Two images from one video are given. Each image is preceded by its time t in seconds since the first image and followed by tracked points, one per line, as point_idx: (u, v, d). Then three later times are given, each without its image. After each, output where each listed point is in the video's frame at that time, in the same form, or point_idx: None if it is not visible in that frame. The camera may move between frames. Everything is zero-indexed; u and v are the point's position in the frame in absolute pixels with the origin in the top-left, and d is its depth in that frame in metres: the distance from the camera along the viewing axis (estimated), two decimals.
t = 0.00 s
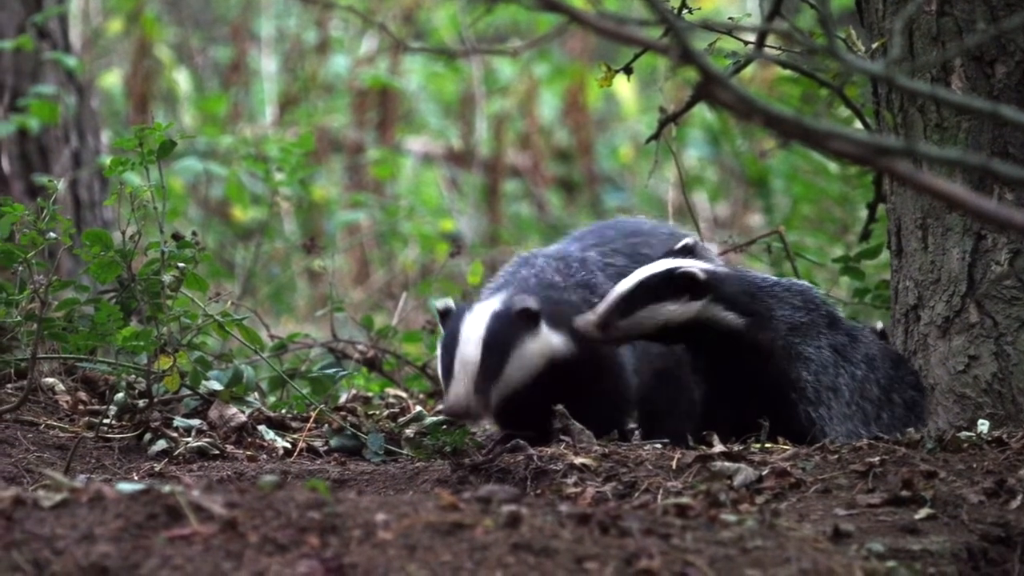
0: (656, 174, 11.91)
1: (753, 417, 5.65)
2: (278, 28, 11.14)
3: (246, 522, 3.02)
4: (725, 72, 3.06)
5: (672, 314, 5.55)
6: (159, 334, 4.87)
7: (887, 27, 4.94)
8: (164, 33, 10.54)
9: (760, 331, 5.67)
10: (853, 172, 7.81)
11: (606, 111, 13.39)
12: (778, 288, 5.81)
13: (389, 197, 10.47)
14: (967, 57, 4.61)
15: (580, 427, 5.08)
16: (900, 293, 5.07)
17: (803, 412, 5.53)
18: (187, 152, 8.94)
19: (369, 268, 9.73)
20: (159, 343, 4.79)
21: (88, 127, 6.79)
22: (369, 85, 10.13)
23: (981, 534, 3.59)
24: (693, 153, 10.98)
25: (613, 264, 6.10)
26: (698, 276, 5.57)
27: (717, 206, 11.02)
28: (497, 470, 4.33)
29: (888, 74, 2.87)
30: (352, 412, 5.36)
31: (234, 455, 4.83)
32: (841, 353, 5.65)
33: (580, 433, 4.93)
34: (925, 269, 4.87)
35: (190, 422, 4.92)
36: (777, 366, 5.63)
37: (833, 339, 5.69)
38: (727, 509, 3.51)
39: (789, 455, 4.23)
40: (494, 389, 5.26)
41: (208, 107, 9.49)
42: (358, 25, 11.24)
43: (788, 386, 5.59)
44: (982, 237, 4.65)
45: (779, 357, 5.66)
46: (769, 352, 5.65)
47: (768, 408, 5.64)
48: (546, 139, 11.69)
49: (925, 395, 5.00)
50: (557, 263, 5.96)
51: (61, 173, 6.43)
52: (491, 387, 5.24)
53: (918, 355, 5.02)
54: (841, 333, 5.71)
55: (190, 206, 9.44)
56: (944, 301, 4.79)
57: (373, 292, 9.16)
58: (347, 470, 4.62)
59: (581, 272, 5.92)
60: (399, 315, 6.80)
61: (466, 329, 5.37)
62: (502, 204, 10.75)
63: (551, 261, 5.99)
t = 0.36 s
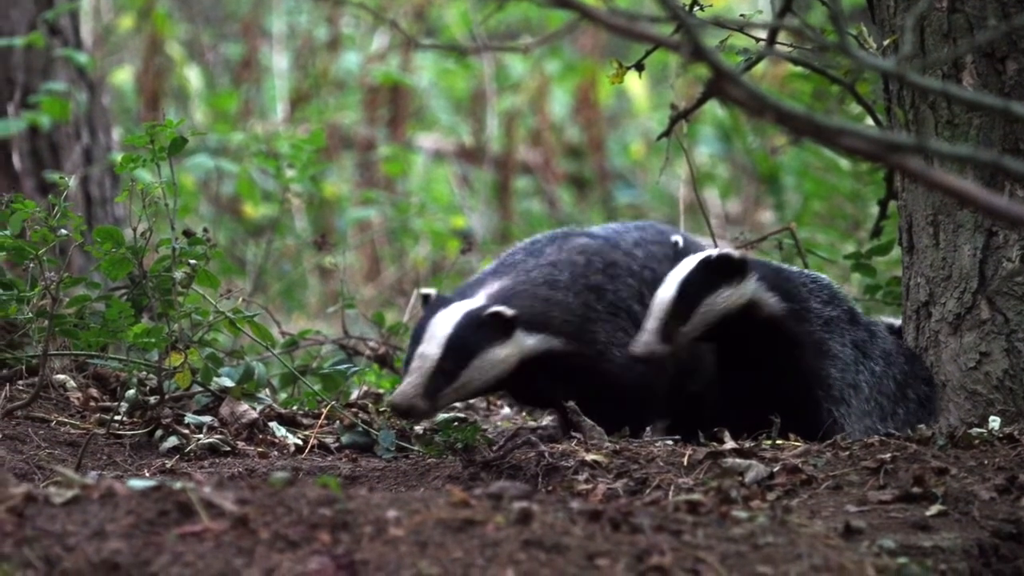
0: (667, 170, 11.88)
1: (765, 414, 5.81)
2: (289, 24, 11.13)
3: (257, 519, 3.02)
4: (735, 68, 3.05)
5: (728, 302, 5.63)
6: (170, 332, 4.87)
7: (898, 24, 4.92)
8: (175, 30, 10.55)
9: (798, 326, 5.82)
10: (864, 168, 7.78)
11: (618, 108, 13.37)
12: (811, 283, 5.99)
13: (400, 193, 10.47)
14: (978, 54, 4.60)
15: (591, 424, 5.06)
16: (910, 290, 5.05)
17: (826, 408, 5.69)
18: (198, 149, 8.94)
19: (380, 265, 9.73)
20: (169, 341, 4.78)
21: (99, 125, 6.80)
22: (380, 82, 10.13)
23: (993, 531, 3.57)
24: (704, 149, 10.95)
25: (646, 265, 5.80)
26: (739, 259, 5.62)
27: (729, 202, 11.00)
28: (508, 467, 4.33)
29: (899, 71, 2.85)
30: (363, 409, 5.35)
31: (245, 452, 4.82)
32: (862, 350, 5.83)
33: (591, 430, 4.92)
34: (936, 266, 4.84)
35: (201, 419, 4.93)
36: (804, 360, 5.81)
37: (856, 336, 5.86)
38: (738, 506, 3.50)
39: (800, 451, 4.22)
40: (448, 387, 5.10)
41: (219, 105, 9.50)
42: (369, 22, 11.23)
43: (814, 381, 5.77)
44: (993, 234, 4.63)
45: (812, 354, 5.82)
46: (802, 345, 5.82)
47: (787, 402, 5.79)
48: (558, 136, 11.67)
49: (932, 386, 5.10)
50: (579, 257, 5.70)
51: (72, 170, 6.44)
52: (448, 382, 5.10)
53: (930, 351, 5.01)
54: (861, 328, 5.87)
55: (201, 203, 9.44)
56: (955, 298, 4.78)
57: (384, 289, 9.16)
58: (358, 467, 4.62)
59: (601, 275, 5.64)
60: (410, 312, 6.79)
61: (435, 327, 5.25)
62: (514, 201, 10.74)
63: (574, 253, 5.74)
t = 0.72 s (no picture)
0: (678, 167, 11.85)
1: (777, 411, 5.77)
2: (300, 21, 11.13)
3: (268, 516, 3.02)
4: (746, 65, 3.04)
5: (753, 309, 5.65)
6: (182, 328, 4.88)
7: (909, 20, 4.90)
8: (186, 26, 10.56)
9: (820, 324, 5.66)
10: (876, 165, 7.76)
11: (629, 104, 13.35)
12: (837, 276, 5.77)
13: (411, 190, 10.47)
14: (990, 50, 4.58)
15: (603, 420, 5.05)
16: (922, 286, 5.04)
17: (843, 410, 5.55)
18: (210, 145, 8.95)
19: (391, 261, 9.72)
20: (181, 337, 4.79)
21: (110, 121, 6.81)
22: (391, 79, 10.13)
23: (1005, 527, 3.54)
24: (715, 146, 10.92)
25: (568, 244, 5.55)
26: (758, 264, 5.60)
27: (740, 199, 10.98)
28: (519, 464, 4.34)
29: (911, 67, 2.84)
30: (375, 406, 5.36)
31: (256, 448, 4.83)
32: (885, 350, 5.55)
33: (603, 426, 4.93)
34: (947, 262, 4.83)
35: (213, 416, 4.93)
36: (824, 358, 5.66)
37: (880, 335, 5.59)
38: (749, 503, 3.49)
39: (812, 448, 4.21)
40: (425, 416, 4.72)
41: (230, 101, 9.50)
42: (380, 18, 11.23)
43: (831, 380, 5.63)
44: (1005, 230, 4.62)
45: (833, 353, 5.65)
46: (824, 343, 5.66)
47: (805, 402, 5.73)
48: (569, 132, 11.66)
49: (950, 382, 5.04)
50: (520, 257, 5.32)
51: (83, 167, 6.45)
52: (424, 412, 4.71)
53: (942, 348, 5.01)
54: (887, 328, 5.59)
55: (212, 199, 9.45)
56: (967, 295, 4.77)
57: (395, 285, 9.16)
58: (370, 465, 4.71)
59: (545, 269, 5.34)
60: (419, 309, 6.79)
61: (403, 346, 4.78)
62: (525, 197, 10.73)
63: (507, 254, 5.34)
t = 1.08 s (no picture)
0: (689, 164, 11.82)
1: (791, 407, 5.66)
2: (311, 18, 11.13)
3: (280, 512, 3.01)
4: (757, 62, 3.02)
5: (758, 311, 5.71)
6: (193, 325, 4.92)
7: (920, 17, 4.88)
8: (197, 23, 10.57)
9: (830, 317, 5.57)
10: (887, 161, 7.73)
11: (640, 102, 13.33)
12: (859, 265, 5.63)
13: (422, 186, 10.46)
14: (1001, 47, 4.56)
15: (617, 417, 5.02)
16: (934, 282, 5.05)
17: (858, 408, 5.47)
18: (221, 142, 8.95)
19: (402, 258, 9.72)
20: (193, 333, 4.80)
21: (121, 118, 6.81)
22: (402, 75, 10.12)
23: (1016, 524, 3.51)
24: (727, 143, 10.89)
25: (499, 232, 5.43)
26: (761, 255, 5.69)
27: (751, 196, 10.95)
28: (531, 461, 4.36)
29: (922, 64, 2.83)
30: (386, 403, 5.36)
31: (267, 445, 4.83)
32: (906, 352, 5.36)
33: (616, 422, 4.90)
34: (958, 259, 4.82)
35: (224, 412, 4.94)
36: (840, 355, 5.57)
37: (903, 339, 5.39)
38: (761, 500, 3.47)
39: (823, 445, 4.19)
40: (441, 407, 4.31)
41: (241, 98, 9.50)
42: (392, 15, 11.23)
43: (847, 378, 5.54)
44: (1017, 227, 4.61)
45: (851, 354, 5.55)
46: (839, 340, 5.57)
47: (819, 399, 5.61)
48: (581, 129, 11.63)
49: (966, 386, 4.97)
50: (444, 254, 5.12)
51: (95, 163, 6.46)
52: (423, 439, 4.43)
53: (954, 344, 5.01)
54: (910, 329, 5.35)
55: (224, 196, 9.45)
56: (978, 291, 4.77)
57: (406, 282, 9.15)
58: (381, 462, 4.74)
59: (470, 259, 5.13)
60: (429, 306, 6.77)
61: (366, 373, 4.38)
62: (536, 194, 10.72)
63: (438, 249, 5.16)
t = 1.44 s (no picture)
0: (699, 162, 11.80)
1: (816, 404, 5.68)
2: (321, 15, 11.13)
3: (289, 509, 3.01)
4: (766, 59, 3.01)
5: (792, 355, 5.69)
6: (203, 322, 4.92)
7: (930, 14, 4.86)
8: (207, 20, 10.56)
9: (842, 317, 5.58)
10: (897, 158, 7.70)
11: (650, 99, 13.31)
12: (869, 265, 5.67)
13: (432, 183, 10.46)
14: (1011, 45, 4.54)
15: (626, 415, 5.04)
16: (943, 280, 5.03)
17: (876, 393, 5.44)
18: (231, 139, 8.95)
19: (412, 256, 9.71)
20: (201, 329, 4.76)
21: (131, 114, 6.82)
22: (412, 72, 10.11)
23: None
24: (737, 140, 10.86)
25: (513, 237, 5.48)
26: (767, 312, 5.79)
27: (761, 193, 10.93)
28: (540, 458, 4.43)
29: (932, 62, 2.82)
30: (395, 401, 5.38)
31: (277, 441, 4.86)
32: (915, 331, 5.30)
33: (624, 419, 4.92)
34: (968, 256, 4.80)
35: (234, 410, 4.94)
36: (853, 346, 5.55)
37: (911, 317, 5.34)
38: (770, 497, 3.46)
39: (833, 442, 4.18)
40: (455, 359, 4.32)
41: (251, 95, 9.51)
42: (401, 12, 11.22)
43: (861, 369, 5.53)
44: None
45: (869, 345, 5.50)
46: (855, 336, 5.55)
47: (848, 397, 5.57)
48: (591, 127, 11.61)
49: (975, 376, 4.89)
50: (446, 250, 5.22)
51: (105, 160, 6.47)
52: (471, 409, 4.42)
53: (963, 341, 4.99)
54: (916, 310, 5.33)
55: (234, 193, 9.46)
56: (988, 288, 4.75)
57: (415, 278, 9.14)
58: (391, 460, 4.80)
59: (467, 258, 5.20)
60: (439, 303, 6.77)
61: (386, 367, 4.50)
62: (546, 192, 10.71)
63: (447, 247, 5.22)
